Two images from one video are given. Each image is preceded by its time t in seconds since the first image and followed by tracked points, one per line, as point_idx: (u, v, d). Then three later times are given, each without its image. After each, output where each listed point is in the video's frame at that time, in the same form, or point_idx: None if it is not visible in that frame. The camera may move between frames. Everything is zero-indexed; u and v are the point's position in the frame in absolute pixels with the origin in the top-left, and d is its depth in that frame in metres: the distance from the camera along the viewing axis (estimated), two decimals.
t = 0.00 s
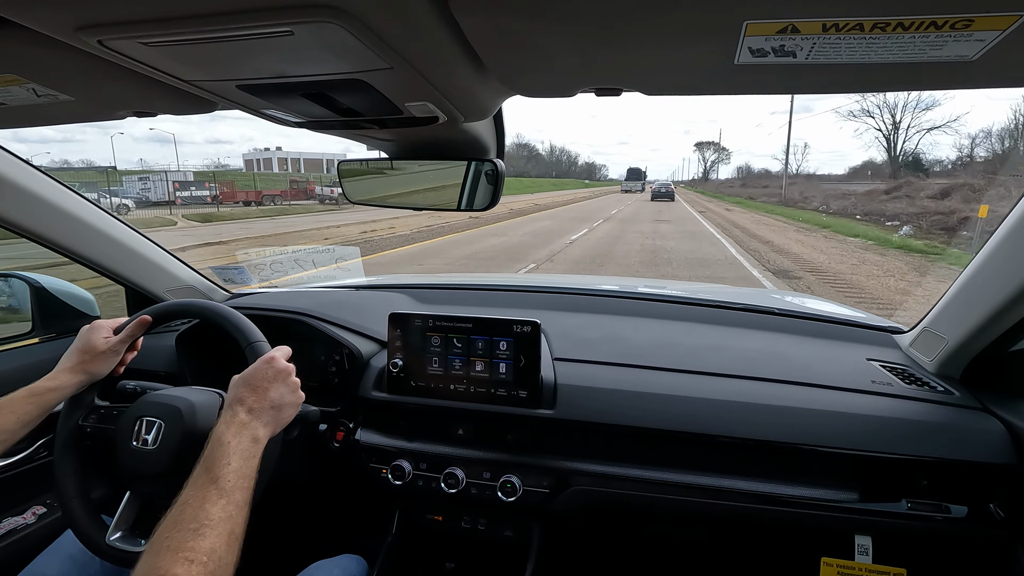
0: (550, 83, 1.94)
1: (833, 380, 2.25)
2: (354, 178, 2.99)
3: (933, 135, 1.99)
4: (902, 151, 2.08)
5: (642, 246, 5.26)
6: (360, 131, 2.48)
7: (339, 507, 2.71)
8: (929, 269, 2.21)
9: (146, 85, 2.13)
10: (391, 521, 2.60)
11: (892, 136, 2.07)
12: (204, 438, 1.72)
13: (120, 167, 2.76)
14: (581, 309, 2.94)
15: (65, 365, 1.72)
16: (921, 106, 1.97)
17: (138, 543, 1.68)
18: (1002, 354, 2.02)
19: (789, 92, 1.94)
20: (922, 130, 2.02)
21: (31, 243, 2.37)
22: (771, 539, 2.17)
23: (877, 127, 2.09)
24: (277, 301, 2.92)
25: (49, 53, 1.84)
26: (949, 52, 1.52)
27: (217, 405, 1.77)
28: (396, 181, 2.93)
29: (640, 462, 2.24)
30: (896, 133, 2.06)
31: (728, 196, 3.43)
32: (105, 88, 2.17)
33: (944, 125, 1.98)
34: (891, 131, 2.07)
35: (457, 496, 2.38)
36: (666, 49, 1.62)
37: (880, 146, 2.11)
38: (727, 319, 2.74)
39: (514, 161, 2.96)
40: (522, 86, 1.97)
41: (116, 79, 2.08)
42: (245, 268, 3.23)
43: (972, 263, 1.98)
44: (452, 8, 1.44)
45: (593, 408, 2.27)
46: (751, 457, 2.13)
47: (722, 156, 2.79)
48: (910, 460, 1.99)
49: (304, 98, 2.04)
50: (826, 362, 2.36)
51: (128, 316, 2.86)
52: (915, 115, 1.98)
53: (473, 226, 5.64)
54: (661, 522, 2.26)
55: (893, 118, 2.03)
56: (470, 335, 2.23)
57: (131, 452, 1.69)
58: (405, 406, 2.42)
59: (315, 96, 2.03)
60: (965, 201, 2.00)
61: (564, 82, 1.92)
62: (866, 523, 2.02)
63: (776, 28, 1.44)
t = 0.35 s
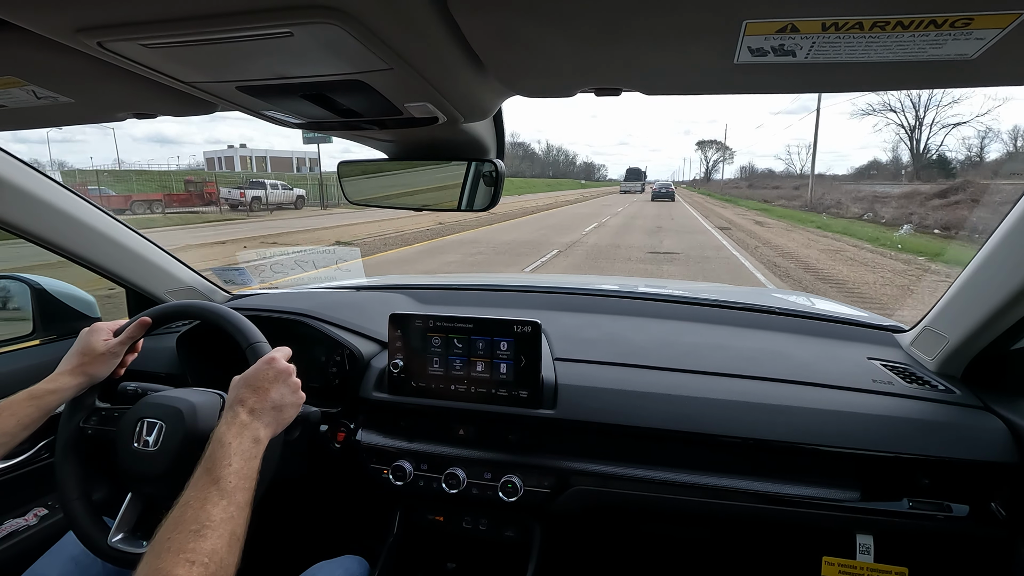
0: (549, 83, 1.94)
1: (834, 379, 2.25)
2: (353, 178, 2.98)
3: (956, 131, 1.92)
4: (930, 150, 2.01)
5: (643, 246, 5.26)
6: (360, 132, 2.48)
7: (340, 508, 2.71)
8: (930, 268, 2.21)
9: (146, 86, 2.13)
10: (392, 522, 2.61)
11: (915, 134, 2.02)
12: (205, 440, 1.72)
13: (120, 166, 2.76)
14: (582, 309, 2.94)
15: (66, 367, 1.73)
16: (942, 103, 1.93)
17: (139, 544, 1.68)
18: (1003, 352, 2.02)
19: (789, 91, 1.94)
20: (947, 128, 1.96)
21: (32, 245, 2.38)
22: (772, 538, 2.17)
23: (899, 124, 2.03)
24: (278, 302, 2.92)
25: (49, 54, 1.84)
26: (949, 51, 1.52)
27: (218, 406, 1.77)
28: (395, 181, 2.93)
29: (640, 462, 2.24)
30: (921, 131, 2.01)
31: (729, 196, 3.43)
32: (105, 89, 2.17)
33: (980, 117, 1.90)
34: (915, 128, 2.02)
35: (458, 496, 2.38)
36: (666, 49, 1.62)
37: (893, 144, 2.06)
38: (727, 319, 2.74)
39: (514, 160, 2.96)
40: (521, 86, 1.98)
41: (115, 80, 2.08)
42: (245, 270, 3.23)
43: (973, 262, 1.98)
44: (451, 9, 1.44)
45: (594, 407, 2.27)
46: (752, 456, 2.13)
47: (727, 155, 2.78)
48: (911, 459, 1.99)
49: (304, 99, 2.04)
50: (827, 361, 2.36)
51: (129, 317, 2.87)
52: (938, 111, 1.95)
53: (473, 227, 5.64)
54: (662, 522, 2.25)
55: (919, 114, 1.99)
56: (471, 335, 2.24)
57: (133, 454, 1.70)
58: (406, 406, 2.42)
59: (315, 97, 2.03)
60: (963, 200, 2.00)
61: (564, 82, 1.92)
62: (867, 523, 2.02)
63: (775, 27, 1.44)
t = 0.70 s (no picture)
0: (550, 84, 1.94)
1: (834, 380, 2.25)
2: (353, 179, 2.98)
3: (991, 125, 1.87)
4: (959, 147, 1.95)
5: (643, 247, 5.27)
6: (360, 132, 2.48)
7: (340, 508, 2.71)
8: (928, 269, 2.21)
9: (146, 85, 2.13)
10: (391, 522, 2.61)
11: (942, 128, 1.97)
12: (204, 439, 1.71)
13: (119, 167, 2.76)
14: (582, 310, 2.94)
15: (65, 366, 1.72)
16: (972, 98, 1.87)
17: (138, 543, 1.68)
18: (1003, 354, 2.02)
19: (790, 92, 1.94)
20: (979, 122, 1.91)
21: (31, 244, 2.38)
22: (771, 539, 2.17)
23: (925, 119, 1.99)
24: (278, 302, 2.92)
25: (49, 53, 1.84)
26: (950, 52, 1.52)
27: (218, 405, 1.77)
28: (395, 181, 2.93)
29: (640, 463, 2.23)
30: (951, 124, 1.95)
31: (729, 197, 3.43)
32: (105, 89, 2.17)
33: (1010, 114, 1.84)
34: (942, 123, 1.97)
35: (457, 496, 2.37)
36: (666, 49, 1.62)
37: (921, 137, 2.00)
38: (727, 319, 2.74)
39: (515, 160, 2.97)
40: (521, 86, 1.98)
41: (115, 80, 2.08)
42: (245, 269, 3.23)
43: (972, 263, 1.98)
44: (451, 9, 1.44)
45: (593, 408, 2.27)
46: (752, 457, 2.13)
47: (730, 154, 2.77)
48: (911, 460, 1.99)
49: (304, 98, 2.04)
50: (826, 362, 2.36)
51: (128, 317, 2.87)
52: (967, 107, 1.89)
53: (474, 227, 5.64)
54: (661, 522, 2.25)
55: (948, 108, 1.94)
56: (471, 335, 2.24)
57: (132, 453, 1.69)
58: (405, 406, 2.42)
59: (315, 97, 2.03)
60: (961, 201, 2.00)
61: (564, 82, 1.92)
62: (866, 523, 2.02)
63: (775, 28, 1.44)
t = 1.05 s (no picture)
0: (550, 83, 1.94)
1: (834, 380, 2.25)
2: (353, 179, 2.98)
3: None
4: (996, 142, 1.88)
5: (644, 247, 5.27)
6: (360, 132, 2.48)
7: (340, 507, 2.71)
8: (928, 269, 2.21)
9: (147, 85, 2.13)
10: (391, 521, 2.61)
11: (976, 123, 1.92)
12: (205, 439, 1.72)
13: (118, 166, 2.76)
14: (582, 309, 2.94)
15: (67, 366, 1.72)
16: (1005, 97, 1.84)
17: (138, 543, 1.68)
18: (1003, 353, 2.02)
19: (791, 92, 1.94)
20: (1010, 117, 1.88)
21: (32, 244, 2.38)
22: (771, 539, 2.17)
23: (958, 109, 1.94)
24: (278, 302, 2.92)
25: (50, 54, 1.84)
26: (950, 51, 1.52)
27: (218, 405, 1.77)
28: (396, 181, 2.93)
29: (641, 463, 2.23)
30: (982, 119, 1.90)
31: (729, 197, 3.43)
32: (105, 89, 2.17)
33: None
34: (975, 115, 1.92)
35: (457, 496, 2.37)
36: (665, 49, 1.62)
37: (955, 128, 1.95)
38: (727, 319, 2.75)
39: (515, 160, 2.97)
40: (522, 87, 1.98)
41: (116, 80, 2.08)
42: (245, 268, 3.21)
43: (973, 262, 1.98)
44: (451, 9, 1.44)
45: (593, 408, 2.27)
46: (753, 458, 2.13)
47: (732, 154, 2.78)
48: (911, 460, 1.99)
49: (304, 98, 2.04)
50: (826, 362, 2.36)
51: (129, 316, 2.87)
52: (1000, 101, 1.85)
53: (475, 227, 5.65)
54: (661, 522, 2.26)
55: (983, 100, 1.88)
56: (471, 335, 2.24)
57: (132, 453, 1.69)
58: (405, 406, 2.43)
59: (315, 97, 2.03)
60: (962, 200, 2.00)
61: (564, 83, 1.93)
62: (866, 523, 2.02)
63: (775, 28, 1.44)
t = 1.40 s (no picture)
0: (550, 83, 1.94)
1: (834, 380, 2.25)
2: (353, 178, 2.97)
3: None
4: None
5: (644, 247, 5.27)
6: (360, 131, 2.48)
7: (339, 507, 2.71)
8: (928, 269, 2.21)
9: (146, 84, 2.13)
10: (391, 520, 2.61)
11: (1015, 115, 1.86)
12: (204, 438, 1.72)
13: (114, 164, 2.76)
14: (582, 309, 2.94)
15: (66, 365, 1.72)
16: None
17: (138, 542, 1.68)
18: (1002, 354, 2.02)
19: (792, 92, 1.94)
20: None
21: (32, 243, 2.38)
22: (771, 539, 2.17)
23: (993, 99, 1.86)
24: (277, 301, 2.92)
25: (49, 52, 1.84)
26: (951, 52, 1.52)
27: (217, 404, 1.77)
28: (396, 180, 2.93)
29: (641, 462, 2.23)
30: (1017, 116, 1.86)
31: (730, 197, 3.43)
32: (105, 88, 2.17)
33: None
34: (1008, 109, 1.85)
35: (457, 496, 2.37)
36: (665, 49, 1.62)
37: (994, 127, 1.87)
38: (726, 319, 2.75)
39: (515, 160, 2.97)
40: (522, 86, 1.98)
41: (116, 78, 2.08)
42: (245, 267, 3.20)
43: (972, 263, 1.98)
44: (451, 9, 1.44)
45: (593, 408, 2.27)
46: (752, 458, 2.13)
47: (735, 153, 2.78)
48: (910, 460, 1.99)
49: (304, 97, 2.04)
50: (826, 362, 2.36)
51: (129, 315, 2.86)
52: None
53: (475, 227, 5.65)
54: (661, 522, 2.26)
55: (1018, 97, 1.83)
56: (470, 334, 2.23)
57: (132, 452, 1.69)
58: (405, 405, 2.43)
59: (315, 96, 2.03)
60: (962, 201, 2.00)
61: (564, 82, 1.92)
62: (865, 523, 2.02)
63: (775, 28, 1.44)
